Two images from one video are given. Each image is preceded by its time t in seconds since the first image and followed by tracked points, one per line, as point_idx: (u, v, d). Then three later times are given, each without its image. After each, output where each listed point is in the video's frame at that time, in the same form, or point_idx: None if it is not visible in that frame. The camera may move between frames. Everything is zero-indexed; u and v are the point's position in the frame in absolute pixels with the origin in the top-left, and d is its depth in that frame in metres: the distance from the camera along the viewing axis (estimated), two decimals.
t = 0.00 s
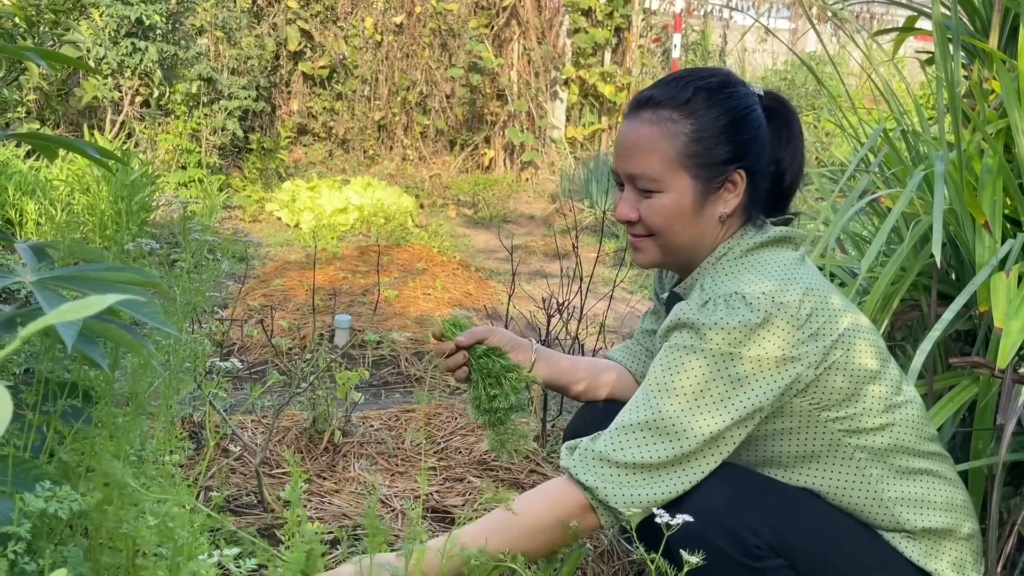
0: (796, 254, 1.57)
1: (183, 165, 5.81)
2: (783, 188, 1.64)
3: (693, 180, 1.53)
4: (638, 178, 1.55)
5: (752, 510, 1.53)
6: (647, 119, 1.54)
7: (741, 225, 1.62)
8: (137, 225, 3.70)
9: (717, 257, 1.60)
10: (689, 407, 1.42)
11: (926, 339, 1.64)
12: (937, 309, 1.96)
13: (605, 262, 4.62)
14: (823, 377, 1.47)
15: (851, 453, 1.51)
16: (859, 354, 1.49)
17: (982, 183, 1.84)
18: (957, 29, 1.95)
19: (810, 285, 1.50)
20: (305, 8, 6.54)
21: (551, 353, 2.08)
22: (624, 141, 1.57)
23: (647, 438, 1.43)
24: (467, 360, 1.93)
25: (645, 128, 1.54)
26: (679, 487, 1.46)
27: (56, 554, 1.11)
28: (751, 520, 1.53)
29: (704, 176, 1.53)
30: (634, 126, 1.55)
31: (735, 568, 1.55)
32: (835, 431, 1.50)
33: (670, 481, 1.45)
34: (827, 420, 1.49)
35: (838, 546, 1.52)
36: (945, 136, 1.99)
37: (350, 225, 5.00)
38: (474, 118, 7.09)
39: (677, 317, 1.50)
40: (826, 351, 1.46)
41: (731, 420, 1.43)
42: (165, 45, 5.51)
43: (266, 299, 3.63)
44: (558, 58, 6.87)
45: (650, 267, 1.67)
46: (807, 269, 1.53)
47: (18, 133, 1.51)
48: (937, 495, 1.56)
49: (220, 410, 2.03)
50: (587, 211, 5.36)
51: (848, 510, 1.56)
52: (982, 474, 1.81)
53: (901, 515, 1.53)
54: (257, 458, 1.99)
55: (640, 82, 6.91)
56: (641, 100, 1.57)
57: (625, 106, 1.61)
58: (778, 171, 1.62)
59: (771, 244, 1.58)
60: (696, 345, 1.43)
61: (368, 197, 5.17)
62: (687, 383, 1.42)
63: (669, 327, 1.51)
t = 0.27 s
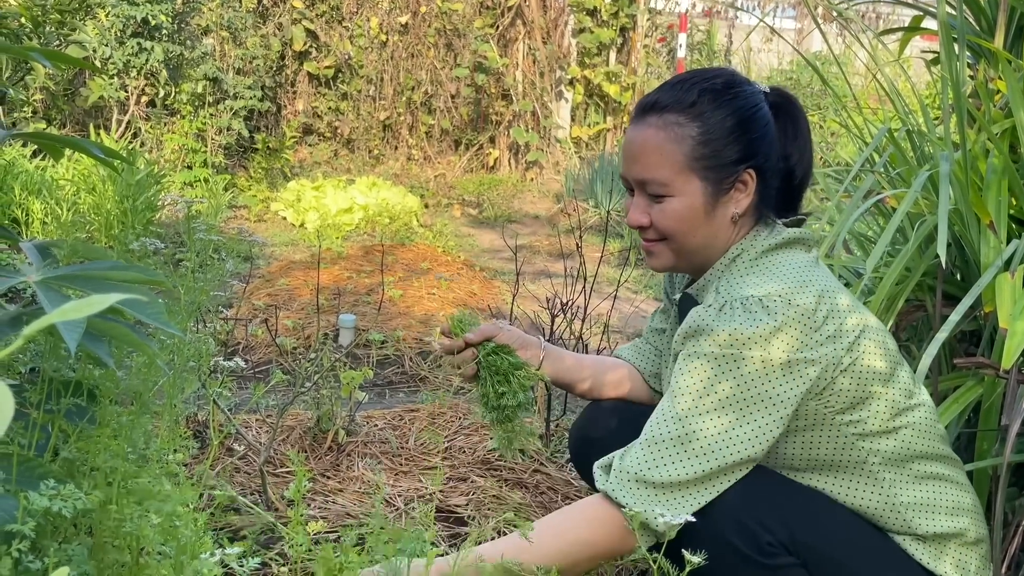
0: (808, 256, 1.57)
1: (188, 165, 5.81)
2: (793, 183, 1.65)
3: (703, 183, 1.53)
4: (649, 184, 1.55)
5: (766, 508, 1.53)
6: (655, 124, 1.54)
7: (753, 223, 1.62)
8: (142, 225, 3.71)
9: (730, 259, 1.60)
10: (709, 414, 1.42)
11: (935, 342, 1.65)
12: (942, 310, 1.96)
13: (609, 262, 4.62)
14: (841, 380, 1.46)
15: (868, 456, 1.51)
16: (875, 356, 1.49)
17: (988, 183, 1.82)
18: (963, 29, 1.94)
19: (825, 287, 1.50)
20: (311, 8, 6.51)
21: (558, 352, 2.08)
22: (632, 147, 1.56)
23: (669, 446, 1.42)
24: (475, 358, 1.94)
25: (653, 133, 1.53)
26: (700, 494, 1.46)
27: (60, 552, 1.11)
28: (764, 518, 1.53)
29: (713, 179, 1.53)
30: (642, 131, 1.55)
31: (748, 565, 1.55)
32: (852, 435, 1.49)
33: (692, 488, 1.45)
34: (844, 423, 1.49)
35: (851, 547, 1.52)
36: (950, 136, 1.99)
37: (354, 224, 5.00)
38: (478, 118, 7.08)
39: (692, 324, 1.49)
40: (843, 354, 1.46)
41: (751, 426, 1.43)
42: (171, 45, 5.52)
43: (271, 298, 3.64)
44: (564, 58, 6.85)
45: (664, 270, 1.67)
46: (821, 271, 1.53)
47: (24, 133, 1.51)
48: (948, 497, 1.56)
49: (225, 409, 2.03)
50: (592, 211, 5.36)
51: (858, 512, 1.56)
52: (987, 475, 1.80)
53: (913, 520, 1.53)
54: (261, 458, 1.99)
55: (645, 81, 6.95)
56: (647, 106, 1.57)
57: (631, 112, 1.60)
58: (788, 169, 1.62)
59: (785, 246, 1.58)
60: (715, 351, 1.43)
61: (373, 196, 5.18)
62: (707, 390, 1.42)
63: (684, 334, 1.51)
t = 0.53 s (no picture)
0: (827, 252, 1.57)
1: (195, 165, 5.81)
2: (797, 172, 1.65)
3: (703, 181, 1.53)
4: (650, 188, 1.55)
5: (766, 513, 1.54)
6: (650, 128, 1.54)
7: (760, 216, 1.61)
8: (148, 224, 3.72)
9: (744, 254, 1.60)
10: (735, 401, 1.41)
11: (943, 344, 1.65)
12: (948, 310, 1.96)
13: (615, 262, 4.62)
14: (866, 373, 1.46)
15: (886, 452, 1.51)
16: (899, 353, 1.50)
17: (994, 183, 1.82)
18: (969, 29, 1.94)
19: (849, 283, 1.50)
20: (316, 8, 6.57)
21: (560, 352, 2.04)
22: (631, 154, 1.57)
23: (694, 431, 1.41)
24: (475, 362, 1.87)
25: (649, 137, 1.54)
26: (722, 484, 1.44)
27: (67, 548, 1.12)
28: (764, 523, 1.54)
29: (714, 175, 1.53)
30: (638, 136, 1.55)
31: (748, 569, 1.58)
32: (873, 430, 1.49)
33: (714, 476, 1.43)
34: (867, 417, 1.49)
35: (853, 554, 1.52)
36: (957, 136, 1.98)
37: (360, 225, 5.00)
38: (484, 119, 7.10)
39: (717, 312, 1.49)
40: (868, 348, 1.47)
41: (768, 421, 1.42)
42: (177, 45, 5.54)
43: (277, 298, 3.65)
44: (569, 58, 6.85)
45: (677, 271, 1.66)
46: (843, 269, 1.53)
47: (29, 132, 1.52)
48: (959, 501, 1.56)
49: (230, 408, 2.04)
50: (597, 211, 5.35)
51: (865, 515, 1.56)
52: (992, 476, 1.80)
53: (919, 524, 1.54)
54: (266, 456, 2.00)
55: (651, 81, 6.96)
56: (641, 111, 1.58)
57: (627, 119, 1.61)
58: (791, 157, 1.62)
59: (802, 242, 1.58)
60: (742, 337, 1.43)
61: (379, 196, 5.18)
62: (734, 375, 1.42)
63: (709, 322, 1.51)
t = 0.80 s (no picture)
0: (842, 247, 1.56)
1: (201, 164, 5.82)
2: (812, 167, 1.64)
3: (718, 173, 1.52)
4: (665, 179, 1.54)
5: (784, 522, 1.53)
6: (665, 119, 1.53)
7: (774, 211, 1.60)
8: (153, 222, 3.73)
9: (759, 248, 1.59)
10: (755, 388, 1.40)
11: (952, 344, 1.64)
12: (954, 308, 1.94)
13: (621, 261, 4.61)
14: (884, 366, 1.45)
15: (902, 447, 1.49)
16: (915, 349, 1.49)
17: (1000, 180, 1.80)
18: (976, 26, 1.93)
19: (867, 277, 1.50)
20: (323, 7, 6.52)
21: (563, 347, 2.04)
22: (644, 145, 1.56)
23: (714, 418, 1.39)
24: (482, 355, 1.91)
25: (664, 128, 1.53)
26: (740, 474, 1.40)
27: (66, 544, 1.11)
28: (780, 531, 1.54)
29: (729, 167, 1.52)
30: (653, 128, 1.54)
31: None
32: (890, 423, 1.48)
33: (732, 466, 1.40)
34: (885, 409, 1.47)
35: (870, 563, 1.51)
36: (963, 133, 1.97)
37: (366, 223, 5.01)
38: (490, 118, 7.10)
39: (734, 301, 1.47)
40: (886, 340, 1.46)
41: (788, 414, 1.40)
42: (184, 44, 5.55)
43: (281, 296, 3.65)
44: (575, 58, 6.83)
45: (689, 266, 1.66)
46: (860, 264, 1.52)
47: (31, 128, 1.53)
48: (973, 502, 1.55)
49: (232, 405, 2.04)
50: (603, 210, 5.34)
51: (876, 516, 1.55)
52: (998, 475, 1.79)
53: (934, 526, 1.52)
54: (269, 453, 2.00)
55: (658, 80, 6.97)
56: (656, 102, 1.57)
57: (641, 111, 1.60)
58: (805, 153, 1.61)
59: (817, 237, 1.57)
60: (762, 325, 1.41)
61: (384, 195, 5.18)
62: (754, 362, 1.40)
63: (725, 313, 1.49)
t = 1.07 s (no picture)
0: (844, 246, 1.56)
1: (208, 163, 5.83)
2: (807, 162, 1.64)
3: (714, 174, 1.50)
4: (660, 185, 1.52)
5: (780, 520, 1.52)
6: (657, 124, 1.51)
7: (775, 208, 1.59)
8: (159, 221, 3.74)
9: (760, 247, 1.57)
10: (766, 388, 1.38)
11: (954, 343, 1.63)
12: (958, 308, 1.93)
13: (626, 260, 4.60)
14: (890, 366, 1.45)
15: (909, 447, 1.49)
16: (919, 349, 1.49)
17: (1004, 178, 1.77)
18: (980, 23, 1.91)
19: (872, 277, 1.49)
20: (328, 7, 6.61)
21: (564, 344, 2.03)
22: (638, 150, 1.54)
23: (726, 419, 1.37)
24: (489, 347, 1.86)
25: (657, 133, 1.51)
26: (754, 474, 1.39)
27: (62, 542, 1.12)
28: (775, 530, 1.53)
29: (724, 168, 1.50)
30: (645, 134, 1.52)
31: None
32: (898, 423, 1.47)
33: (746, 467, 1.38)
34: (892, 409, 1.47)
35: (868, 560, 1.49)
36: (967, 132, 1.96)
37: (371, 222, 5.01)
38: (496, 117, 6.98)
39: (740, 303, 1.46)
40: (891, 340, 1.46)
41: (795, 415, 1.39)
42: (190, 43, 5.59)
43: (286, 295, 3.65)
44: (582, 57, 6.85)
45: (693, 268, 1.65)
46: (863, 265, 1.52)
47: (31, 127, 1.53)
48: (978, 501, 1.55)
49: (234, 403, 2.04)
50: (609, 209, 5.33)
51: (879, 518, 1.54)
52: (1001, 475, 1.78)
53: (935, 528, 1.52)
54: (270, 451, 2.00)
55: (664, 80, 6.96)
56: (647, 106, 1.56)
57: (633, 115, 1.59)
58: (800, 147, 1.61)
59: (819, 236, 1.56)
60: (769, 324, 1.40)
61: (390, 194, 5.17)
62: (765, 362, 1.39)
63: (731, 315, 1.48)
